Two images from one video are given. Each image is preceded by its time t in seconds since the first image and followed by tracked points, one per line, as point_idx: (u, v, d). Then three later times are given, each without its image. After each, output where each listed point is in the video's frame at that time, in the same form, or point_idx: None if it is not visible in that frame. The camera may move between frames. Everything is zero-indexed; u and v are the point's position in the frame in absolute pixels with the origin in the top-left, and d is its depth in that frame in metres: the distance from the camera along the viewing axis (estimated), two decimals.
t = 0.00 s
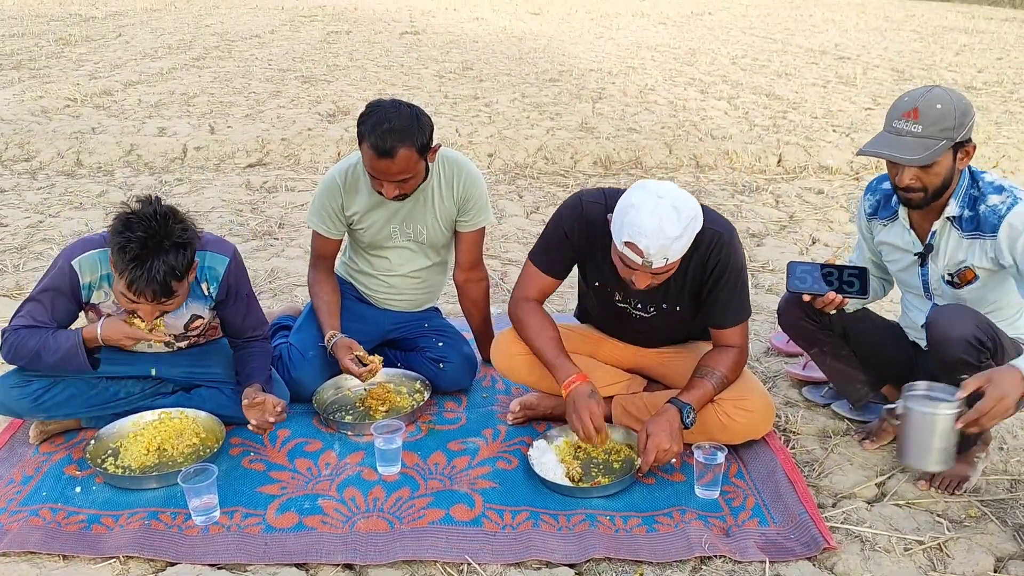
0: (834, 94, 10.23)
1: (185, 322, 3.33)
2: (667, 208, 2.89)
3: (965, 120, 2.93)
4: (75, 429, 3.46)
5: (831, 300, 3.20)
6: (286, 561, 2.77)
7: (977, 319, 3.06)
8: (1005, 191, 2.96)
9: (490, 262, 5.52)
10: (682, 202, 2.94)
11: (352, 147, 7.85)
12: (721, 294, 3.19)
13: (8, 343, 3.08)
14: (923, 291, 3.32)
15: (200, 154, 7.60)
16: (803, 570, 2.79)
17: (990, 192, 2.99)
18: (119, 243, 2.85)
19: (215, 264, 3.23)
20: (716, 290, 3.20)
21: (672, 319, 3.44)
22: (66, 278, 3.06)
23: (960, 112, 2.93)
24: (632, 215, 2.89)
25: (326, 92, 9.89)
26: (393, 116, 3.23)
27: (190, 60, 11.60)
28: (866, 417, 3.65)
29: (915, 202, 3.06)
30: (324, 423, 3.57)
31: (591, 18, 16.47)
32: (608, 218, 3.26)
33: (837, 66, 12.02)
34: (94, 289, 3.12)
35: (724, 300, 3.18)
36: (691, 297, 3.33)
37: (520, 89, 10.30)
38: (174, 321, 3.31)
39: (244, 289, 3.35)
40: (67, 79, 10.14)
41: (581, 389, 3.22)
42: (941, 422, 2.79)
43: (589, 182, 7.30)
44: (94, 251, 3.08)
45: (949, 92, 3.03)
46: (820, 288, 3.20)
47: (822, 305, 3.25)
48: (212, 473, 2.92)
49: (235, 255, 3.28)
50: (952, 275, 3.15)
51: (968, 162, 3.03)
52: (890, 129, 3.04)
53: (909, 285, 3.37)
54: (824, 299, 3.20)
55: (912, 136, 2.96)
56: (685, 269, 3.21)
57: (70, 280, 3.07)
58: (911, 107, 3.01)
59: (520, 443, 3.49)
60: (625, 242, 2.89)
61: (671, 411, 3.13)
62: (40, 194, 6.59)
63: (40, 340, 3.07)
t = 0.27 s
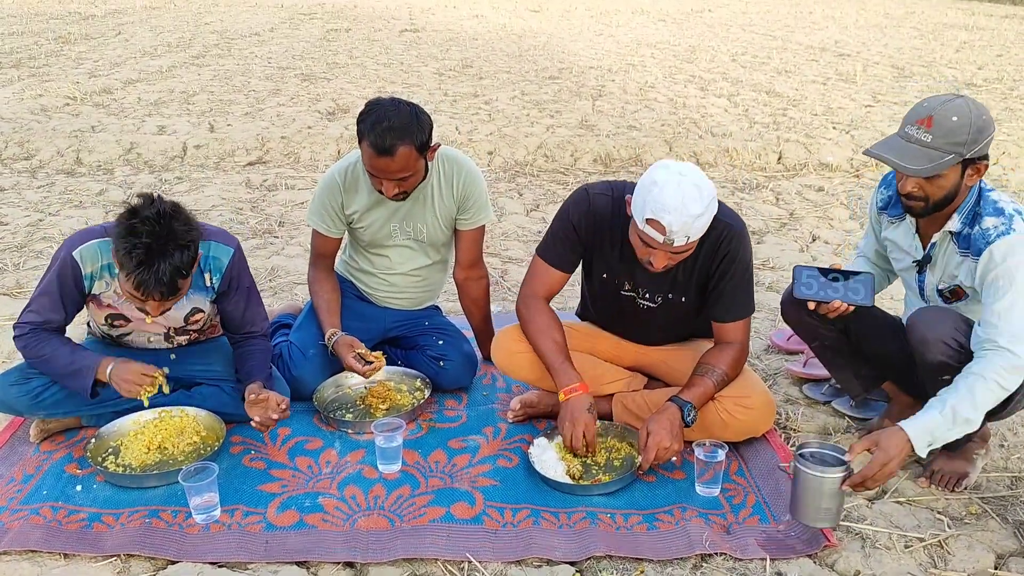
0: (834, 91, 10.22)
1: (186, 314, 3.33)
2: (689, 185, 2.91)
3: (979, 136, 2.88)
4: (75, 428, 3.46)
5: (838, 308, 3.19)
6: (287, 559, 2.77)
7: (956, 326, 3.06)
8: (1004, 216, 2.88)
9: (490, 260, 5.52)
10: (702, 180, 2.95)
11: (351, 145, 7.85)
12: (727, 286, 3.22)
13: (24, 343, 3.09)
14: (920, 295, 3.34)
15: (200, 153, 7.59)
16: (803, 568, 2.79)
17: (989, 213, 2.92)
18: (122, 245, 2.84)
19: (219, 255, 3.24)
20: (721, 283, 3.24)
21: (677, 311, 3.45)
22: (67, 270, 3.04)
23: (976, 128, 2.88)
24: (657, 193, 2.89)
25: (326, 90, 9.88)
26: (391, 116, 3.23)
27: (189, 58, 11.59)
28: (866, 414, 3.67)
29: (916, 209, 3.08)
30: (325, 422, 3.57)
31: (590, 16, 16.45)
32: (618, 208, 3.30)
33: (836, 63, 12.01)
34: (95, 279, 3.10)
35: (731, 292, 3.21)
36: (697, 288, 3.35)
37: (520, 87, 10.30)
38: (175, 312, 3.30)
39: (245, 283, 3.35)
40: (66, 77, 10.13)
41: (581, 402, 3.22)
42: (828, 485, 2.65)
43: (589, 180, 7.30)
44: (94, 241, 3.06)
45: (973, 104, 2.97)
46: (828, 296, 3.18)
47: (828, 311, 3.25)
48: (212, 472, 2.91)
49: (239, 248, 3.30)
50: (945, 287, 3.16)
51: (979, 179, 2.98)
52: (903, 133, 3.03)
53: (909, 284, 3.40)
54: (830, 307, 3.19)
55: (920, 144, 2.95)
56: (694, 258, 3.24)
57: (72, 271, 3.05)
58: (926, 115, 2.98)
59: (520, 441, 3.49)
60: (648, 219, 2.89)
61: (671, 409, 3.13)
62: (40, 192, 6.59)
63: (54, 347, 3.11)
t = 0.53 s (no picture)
0: (833, 86, 10.22)
1: (190, 299, 3.34)
2: (703, 169, 2.92)
3: (991, 149, 2.81)
4: (76, 423, 3.46)
5: (842, 303, 3.20)
6: (288, 553, 2.77)
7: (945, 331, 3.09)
8: (1009, 229, 2.81)
9: (490, 255, 5.52)
10: (716, 167, 2.96)
11: (350, 141, 7.84)
12: (730, 276, 3.25)
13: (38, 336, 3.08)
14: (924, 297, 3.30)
15: (199, 149, 7.59)
16: (802, 561, 2.80)
17: (996, 225, 2.85)
18: (128, 203, 2.87)
19: (227, 242, 3.29)
20: (725, 272, 3.26)
21: (681, 301, 3.47)
22: (77, 249, 3.05)
23: (989, 140, 2.81)
24: (669, 173, 2.91)
25: (325, 86, 9.87)
26: (390, 115, 3.22)
27: (188, 54, 11.57)
28: (866, 408, 3.68)
29: (923, 215, 3.03)
30: (325, 417, 3.57)
31: (589, 11, 16.43)
32: (624, 197, 3.32)
33: (836, 58, 12.00)
34: (105, 259, 3.13)
35: (734, 281, 3.23)
36: (700, 277, 3.36)
37: (519, 82, 10.29)
38: (178, 295, 3.31)
39: (250, 270, 3.39)
40: (65, 73, 10.12)
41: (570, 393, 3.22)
42: (798, 510, 2.70)
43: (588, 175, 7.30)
44: (104, 220, 3.09)
45: (991, 114, 2.88)
46: (832, 289, 3.18)
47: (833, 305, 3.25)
48: (212, 466, 2.92)
49: (246, 236, 3.35)
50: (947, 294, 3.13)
51: (991, 190, 2.90)
52: (915, 137, 2.97)
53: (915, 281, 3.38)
54: (835, 302, 3.20)
55: (928, 151, 2.89)
56: (698, 248, 3.26)
57: (81, 250, 3.06)
58: (941, 121, 2.91)
59: (520, 436, 3.50)
60: (660, 200, 2.89)
61: (671, 403, 3.13)
62: (39, 188, 6.59)
63: (66, 353, 3.11)
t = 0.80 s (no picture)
0: (832, 82, 10.21)
1: (191, 290, 3.33)
2: (712, 158, 2.92)
3: (999, 139, 2.79)
4: (75, 418, 3.46)
5: (849, 295, 3.20)
6: (287, 548, 2.77)
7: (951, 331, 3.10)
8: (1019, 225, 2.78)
9: (489, 251, 5.52)
10: (726, 156, 2.97)
11: (349, 137, 7.83)
12: (731, 269, 3.25)
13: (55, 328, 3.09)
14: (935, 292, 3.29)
15: (197, 145, 7.58)
16: (802, 555, 2.80)
17: (1006, 220, 2.82)
18: (130, 181, 2.90)
19: (231, 234, 3.30)
20: (726, 265, 3.27)
21: (682, 293, 3.47)
22: (84, 237, 3.05)
23: (997, 130, 2.78)
24: (679, 161, 2.91)
25: (324, 82, 9.86)
26: (388, 111, 3.21)
27: (186, 50, 11.55)
28: (863, 403, 3.68)
29: (932, 206, 3.03)
30: (324, 412, 3.57)
31: (588, 7, 16.41)
32: (628, 187, 3.32)
33: (835, 54, 11.99)
34: (111, 247, 3.13)
35: (736, 274, 3.24)
36: (702, 270, 3.37)
37: (518, 78, 10.28)
38: (179, 285, 3.30)
39: (252, 266, 3.40)
40: (62, 70, 10.09)
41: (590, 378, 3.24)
42: (795, 505, 2.71)
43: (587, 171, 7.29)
44: (110, 208, 3.09)
45: (1000, 103, 2.86)
46: (837, 282, 3.20)
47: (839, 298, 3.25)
48: (212, 462, 2.92)
49: (251, 230, 3.36)
50: (959, 289, 3.12)
51: (1001, 181, 2.88)
52: (923, 128, 2.95)
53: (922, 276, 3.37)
54: (841, 293, 3.19)
55: (936, 141, 2.87)
56: (701, 240, 3.27)
57: (88, 238, 3.06)
58: (948, 112, 2.90)
59: (519, 431, 3.50)
60: (670, 186, 2.89)
61: (671, 398, 3.13)
62: (38, 185, 6.58)
63: (80, 346, 3.12)
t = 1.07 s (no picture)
0: (831, 78, 10.21)
1: (188, 284, 3.34)
2: (716, 154, 2.92)
3: (989, 127, 2.84)
4: (73, 415, 3.46)
5: (850, 286, 3.20)
6: (285, 544, 2.77)
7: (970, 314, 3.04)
8: None
9: (487, 248, 5.52)
10: (729, 152, 2.97)
11: (347, 134, 7.82)
12: (731, 264, 3.24)
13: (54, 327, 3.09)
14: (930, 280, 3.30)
15: (195, 141, 7.57)
16: (800, 549, 2.80)
17: (1009, 203, 2.89)
18: (126, 170, 2.89)
19: (230, 228, 3.32)
20: (725, 261, 3.26)
21: (681, 289, 3.46)
22: (83, 229, 3.06)
23: (988, 119, 2.84)
24: (683, 158, 2.90)
25: (322, 79, 9.85)
26: (387, 106, 3.22)
27: (184, 47, 11.53)
28: (862, 399, 3.69)
29: (927, 195, 3.07)
30: (322, 408, 3.57)
31: (586, 4, 16.39)
32: (628, 182, 3.32)
33: (833, 51, 11.98)
34: (110, 239, 3.14)
35: (735, 269, 3.23)
36: (701, 265, 3.37)
37: (517, 75, 10.27)
38: (177, 278, 3.30)
39: (251, 261, 3.42)
40: (60, 67, 10.07)
41: (588, 376, 3.24)
42: (792, 498, 2.71)
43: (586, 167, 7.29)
44: (109, 200, 3.11)
45: (991, 92, 2.91)
46: (840, 273, 3.19)
47: (839, 289, 3.25)
48: (210, 458, 2.92)
49: (249, 226, 3.38)
50: (961, 276, 3.15)
51: (994, 168, 2.93)
52: (916, 118, 3.02)
53: (920, 269, 3.34)
54: (843, 285, 3.20)
55: (928, 131, 2.93)
56: (700, 236, 3.27)
57: (87, 231, 3.07)
58: (940, 101, 2.95)
59: (517, 427, 3.50)
60: (673, 184, 2.89)
61: (668, 393, 3.13)
62: (35, 182, 6.57)
63: (81, 338, 3.12)
